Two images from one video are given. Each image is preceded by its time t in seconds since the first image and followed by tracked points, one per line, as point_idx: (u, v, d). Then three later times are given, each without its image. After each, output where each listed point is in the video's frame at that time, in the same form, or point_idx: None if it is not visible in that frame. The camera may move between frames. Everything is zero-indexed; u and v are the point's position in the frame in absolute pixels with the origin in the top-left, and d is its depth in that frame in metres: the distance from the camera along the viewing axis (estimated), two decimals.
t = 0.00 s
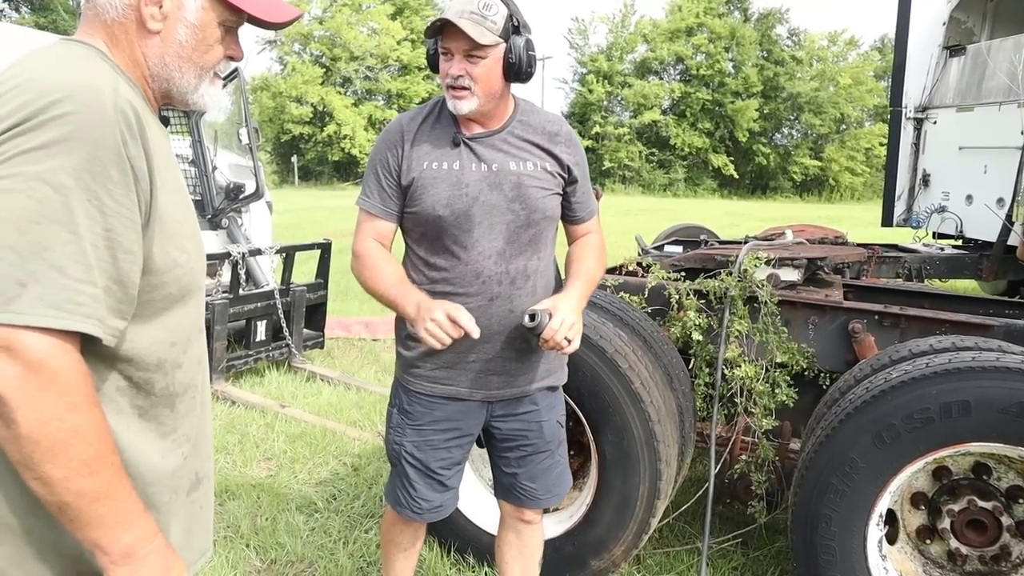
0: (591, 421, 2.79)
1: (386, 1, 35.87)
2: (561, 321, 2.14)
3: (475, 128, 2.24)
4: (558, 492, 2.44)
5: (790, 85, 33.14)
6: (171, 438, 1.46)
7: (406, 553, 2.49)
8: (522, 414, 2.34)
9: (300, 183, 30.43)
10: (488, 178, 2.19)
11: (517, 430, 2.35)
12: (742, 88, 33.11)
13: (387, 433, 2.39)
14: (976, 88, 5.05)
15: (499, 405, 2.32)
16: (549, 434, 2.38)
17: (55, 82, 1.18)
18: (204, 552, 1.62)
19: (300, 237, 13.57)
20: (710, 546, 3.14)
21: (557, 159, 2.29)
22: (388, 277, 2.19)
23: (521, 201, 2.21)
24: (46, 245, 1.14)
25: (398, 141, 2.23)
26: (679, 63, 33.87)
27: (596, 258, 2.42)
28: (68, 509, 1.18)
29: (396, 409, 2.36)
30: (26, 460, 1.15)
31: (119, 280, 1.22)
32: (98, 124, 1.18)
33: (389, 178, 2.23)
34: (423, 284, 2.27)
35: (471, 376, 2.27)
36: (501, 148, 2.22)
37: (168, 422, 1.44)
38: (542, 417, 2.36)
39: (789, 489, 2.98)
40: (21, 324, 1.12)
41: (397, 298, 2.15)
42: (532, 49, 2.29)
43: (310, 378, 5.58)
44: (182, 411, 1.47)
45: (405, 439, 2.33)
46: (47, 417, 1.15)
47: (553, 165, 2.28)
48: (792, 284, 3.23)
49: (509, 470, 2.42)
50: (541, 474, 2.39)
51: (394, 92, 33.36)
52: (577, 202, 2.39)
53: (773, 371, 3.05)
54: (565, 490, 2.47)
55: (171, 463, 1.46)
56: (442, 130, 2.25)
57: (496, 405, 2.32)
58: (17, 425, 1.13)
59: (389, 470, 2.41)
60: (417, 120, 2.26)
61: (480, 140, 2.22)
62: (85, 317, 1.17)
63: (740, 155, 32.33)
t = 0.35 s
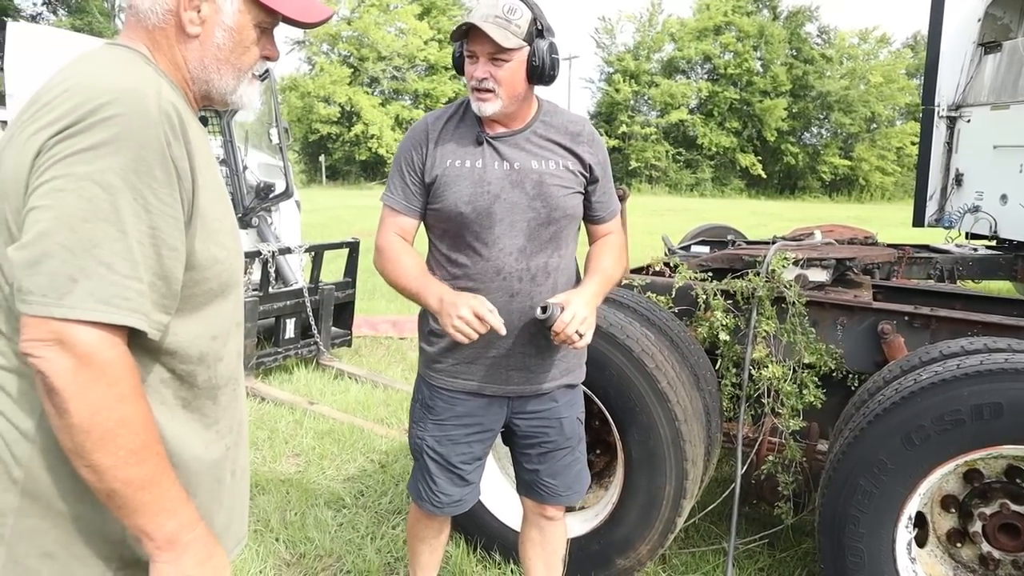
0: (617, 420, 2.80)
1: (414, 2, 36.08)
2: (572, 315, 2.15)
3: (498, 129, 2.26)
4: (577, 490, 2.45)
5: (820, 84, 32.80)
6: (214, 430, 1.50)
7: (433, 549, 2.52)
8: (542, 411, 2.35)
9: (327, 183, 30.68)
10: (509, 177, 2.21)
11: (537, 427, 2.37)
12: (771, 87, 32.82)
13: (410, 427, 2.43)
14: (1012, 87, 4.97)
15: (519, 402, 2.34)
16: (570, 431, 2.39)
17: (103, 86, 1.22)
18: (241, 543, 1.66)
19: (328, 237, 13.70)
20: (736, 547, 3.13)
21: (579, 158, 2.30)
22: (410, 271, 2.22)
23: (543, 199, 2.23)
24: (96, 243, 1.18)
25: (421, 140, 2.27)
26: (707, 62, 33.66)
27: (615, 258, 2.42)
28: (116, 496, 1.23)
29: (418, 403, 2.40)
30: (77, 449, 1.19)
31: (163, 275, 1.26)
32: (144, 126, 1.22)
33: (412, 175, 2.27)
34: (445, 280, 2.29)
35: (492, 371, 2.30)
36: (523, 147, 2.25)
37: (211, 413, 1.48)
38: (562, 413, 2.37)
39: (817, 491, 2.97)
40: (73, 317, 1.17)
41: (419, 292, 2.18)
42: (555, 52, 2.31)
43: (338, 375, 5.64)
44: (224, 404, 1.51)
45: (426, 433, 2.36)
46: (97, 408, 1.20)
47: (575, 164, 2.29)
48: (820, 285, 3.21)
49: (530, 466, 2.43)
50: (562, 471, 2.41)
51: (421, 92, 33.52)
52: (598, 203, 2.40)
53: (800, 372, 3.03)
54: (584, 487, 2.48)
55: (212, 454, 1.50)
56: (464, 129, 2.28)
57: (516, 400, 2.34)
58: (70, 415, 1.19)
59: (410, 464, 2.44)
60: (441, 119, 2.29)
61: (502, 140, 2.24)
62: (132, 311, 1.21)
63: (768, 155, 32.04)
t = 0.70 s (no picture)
0: (633, 428, 2.80)
1: (433, 13, 36.38)
2: (574, 317, 2.19)
3: (499, 138, 2.30)
4: (580, 494, 2.47)
5: (840, 93, 32.61)
6: (234, 433, 1.53)
7: (445, 558, 2.54)
8: (545, 416, 2.37)
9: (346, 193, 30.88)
10: (511, 183, 2.24)
11: (542, 432, 2.38)
12: (790, 96, 32.69)
13: (415, 436, 2.44)
14: None
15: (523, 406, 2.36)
16: (573, 435, 2.41)
17: (133, 101, 1.26)
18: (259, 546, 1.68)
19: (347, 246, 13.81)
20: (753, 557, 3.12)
21: (579, 166, 2.34)
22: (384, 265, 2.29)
23: (545, 205, 2.26)
24: (127, 250, 1.22)
25: (423, 148, 2.30)
26: (726, 71, 33.62)
27: (613, 263, 2.46)
28: (144, 496, 1.26)
29: (422, 412, 2.42)
30: (107, 450, 1.23)
31: (189, 282, 1.29)
32: (173, 138, 1.26)
33: (413, 183, 2.31)
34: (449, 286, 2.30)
35: (496, 376, 2.31)
36: (523, 154, 2.28)
37: (231, 417, 1.51)
38: (564, 417, 2.39)
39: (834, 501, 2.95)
40: (105, 323, 1.21)
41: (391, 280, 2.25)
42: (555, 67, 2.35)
43: (356, 384, 5.68)
44: (244, 409, 1.54)
45: (432, 441, 2.38)
46: (127, 410, 1.23)
47: (575, 171, 2.33)
48: (838, 294, 3.19)
49: (534, 472, 2.45)
50: (566, 475, 2.43)
51: (440, 103, 33.70)
52: (597, 208, 2.43)
53: (817, 382, 3.02)
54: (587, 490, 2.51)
55: (233, 456, 1.53)
56: (466, 138, 2.31)
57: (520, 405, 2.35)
58: (101, 417, 1.22)
59: (415, 473, 2.46)
60: (443, 128, 2.34)
61: (503, 148, 2.28)
62: (160, 318, 1.25)
63: (787, 164, 31.87)
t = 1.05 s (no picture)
0: (635, 437, 2.80)
1: (437, 23, 36.57)
2: (567, 321, 2.21)
3: (490, 146, 2.31)
4: (569, 500, 2.47)
5: (844, 102, 32.61)
6: (236, 440, 1.53)
7: (442, 566, 2.53)
8: (532, 425, 2.37)
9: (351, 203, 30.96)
10: (501, 189, 2.26)
11: (528, 441, 2.38)
12: (794, 105, 32.72)
13: (402, 443, 2.44)
14: None
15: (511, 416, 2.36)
16: (561, 444, 2.41)
17: (138, 113, 1.27)
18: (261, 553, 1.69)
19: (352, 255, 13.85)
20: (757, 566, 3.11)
21: (568, 175, 2.36)
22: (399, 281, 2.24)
23: (535, 211, 2.28)
24: (132, 260, 1.23)
25: (416, 154, 2.30)
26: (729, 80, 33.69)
27: (601, 271, 2.48)
28: (148, 504, 1.26)
29: (409, 419, 2.42)
30: (112, 459, 1.24)
31: (193, 292, 1.30)
32: (177, 150, 1.27)
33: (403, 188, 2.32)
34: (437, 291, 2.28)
35: (482, 382, 2.31)
36: (513, 163, 2.30)
37: (233, 424, 1.51)
38: (552, 426, 2.39)
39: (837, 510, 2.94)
40: (110, 332, 1.21)
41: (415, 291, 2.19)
42: (545, 80, 2.36)
43: (360, 393, 5.68)
44: (246, 416, 1.55)
45: (419, 448, 2.38)
46: (132, 419, 1.24)
47: (564, 180, 2.35)
48: (840, 302, 3.18)
49: (522, 481, 2.45)
50: (553, 485, 2.43)
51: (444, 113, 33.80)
52: (584, 218, 2.45)
53: (821, 390, 3.02)
54: (577, 497, 2.51)
55: (235, 463, 1.53)
56: (458, 145, 2.32)
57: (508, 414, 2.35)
58: (107, 426, 1.23)
59: (403, 480, 2.46)
60: (433, 135, 2.36)
61: (496, 157, 2.29)
62: (165, 327, 1.26)
63: (791, 173, 31.88)
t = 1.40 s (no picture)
0: (640, 445, 2.80)
1: (440, 33, 36.74)
2: (571, 334, 2.23)
3: (494, 158, 2.32)
4: (575, 508, 2.47)
5: (846, 109, 32.65)
6: (244, 452, 1.54)
7: None
8: (537, 432, 2.38)
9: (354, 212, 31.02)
10: (506, 202, 2.27)
11: (534, 449, 2.39)
12: (796, 112, 32.78)
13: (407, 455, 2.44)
14: None
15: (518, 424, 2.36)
16: (565, 452, 2.42)
17: (150, 126, 1.29)
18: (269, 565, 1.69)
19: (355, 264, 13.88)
20: None
21: (571, 186, 2.38)
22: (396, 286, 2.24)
23: (540, 222, 2.30)
24: (143, 272, 1.24)
25: (418, 166, 2.32)
26: (731, 88, 33.77)
27: (602, 281, 2.50)
28: (157, 516, 1.27)
29: (414, 430, 2.42)
30: (122, 470, 1.24)
31: (202, 304, 1.31)
32: (188, 163, 1.28)
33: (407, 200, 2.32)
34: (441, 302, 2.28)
35: (489, 393, 2.31)
36: (517, 174, 2.31)
37: (241, 435, 1.52)
38: (557, 433, 2.40)
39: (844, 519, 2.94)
40: (121, 344, 1.22)
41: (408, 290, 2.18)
42: (548, 91, 2.37)
43: (364, 403, 5.68)
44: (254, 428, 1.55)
45: (425, 459, 2.38)
46: (142, 430, 1.25)
47: (567, 192, 2.37)
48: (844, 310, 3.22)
49: (528, 489, 2.45)
50: (558, 493, 2.43)
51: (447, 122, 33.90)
52: (586, 229, 2.48)
53: (826, 398, 3.02)
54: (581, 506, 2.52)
55: (244, 475, 1.54)
56: (463, 157, 2.33)
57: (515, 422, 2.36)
58: (117, 437, 1.24)
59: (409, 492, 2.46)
60: (437, 147, 2.37)
61: (499, 167, 2.30)
62: (175, 339, 1.26)
63: (794, 181, 31.89)
